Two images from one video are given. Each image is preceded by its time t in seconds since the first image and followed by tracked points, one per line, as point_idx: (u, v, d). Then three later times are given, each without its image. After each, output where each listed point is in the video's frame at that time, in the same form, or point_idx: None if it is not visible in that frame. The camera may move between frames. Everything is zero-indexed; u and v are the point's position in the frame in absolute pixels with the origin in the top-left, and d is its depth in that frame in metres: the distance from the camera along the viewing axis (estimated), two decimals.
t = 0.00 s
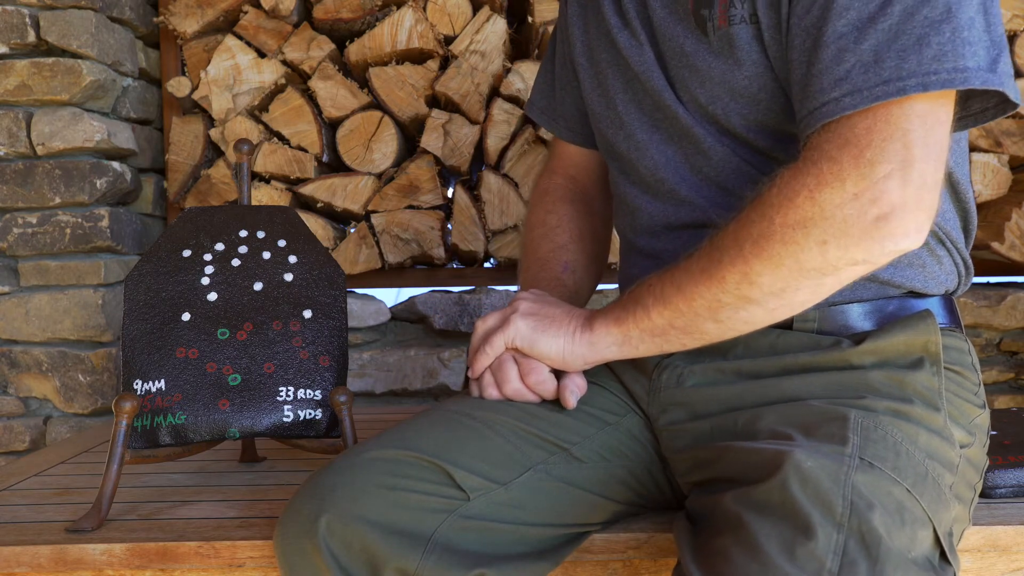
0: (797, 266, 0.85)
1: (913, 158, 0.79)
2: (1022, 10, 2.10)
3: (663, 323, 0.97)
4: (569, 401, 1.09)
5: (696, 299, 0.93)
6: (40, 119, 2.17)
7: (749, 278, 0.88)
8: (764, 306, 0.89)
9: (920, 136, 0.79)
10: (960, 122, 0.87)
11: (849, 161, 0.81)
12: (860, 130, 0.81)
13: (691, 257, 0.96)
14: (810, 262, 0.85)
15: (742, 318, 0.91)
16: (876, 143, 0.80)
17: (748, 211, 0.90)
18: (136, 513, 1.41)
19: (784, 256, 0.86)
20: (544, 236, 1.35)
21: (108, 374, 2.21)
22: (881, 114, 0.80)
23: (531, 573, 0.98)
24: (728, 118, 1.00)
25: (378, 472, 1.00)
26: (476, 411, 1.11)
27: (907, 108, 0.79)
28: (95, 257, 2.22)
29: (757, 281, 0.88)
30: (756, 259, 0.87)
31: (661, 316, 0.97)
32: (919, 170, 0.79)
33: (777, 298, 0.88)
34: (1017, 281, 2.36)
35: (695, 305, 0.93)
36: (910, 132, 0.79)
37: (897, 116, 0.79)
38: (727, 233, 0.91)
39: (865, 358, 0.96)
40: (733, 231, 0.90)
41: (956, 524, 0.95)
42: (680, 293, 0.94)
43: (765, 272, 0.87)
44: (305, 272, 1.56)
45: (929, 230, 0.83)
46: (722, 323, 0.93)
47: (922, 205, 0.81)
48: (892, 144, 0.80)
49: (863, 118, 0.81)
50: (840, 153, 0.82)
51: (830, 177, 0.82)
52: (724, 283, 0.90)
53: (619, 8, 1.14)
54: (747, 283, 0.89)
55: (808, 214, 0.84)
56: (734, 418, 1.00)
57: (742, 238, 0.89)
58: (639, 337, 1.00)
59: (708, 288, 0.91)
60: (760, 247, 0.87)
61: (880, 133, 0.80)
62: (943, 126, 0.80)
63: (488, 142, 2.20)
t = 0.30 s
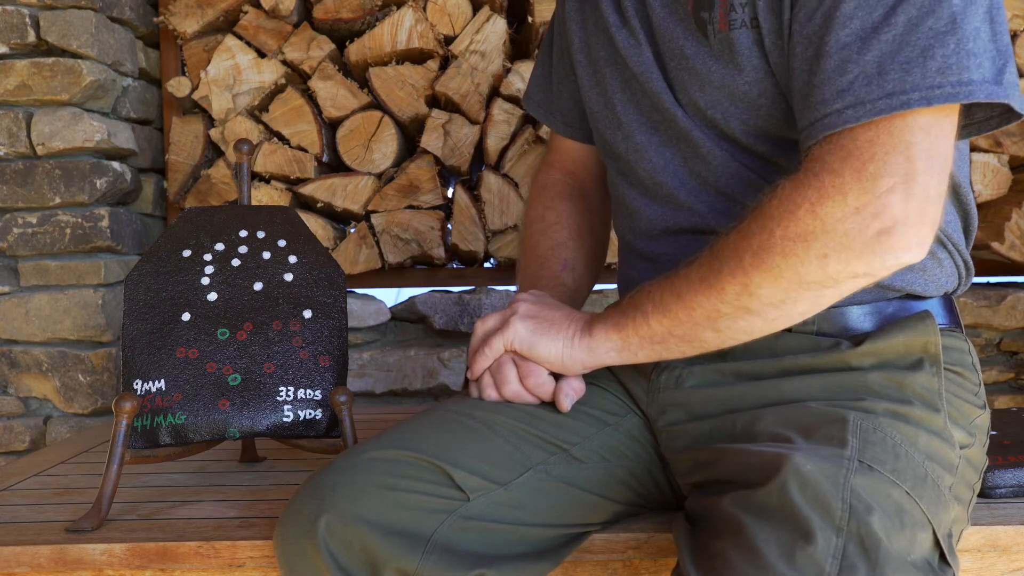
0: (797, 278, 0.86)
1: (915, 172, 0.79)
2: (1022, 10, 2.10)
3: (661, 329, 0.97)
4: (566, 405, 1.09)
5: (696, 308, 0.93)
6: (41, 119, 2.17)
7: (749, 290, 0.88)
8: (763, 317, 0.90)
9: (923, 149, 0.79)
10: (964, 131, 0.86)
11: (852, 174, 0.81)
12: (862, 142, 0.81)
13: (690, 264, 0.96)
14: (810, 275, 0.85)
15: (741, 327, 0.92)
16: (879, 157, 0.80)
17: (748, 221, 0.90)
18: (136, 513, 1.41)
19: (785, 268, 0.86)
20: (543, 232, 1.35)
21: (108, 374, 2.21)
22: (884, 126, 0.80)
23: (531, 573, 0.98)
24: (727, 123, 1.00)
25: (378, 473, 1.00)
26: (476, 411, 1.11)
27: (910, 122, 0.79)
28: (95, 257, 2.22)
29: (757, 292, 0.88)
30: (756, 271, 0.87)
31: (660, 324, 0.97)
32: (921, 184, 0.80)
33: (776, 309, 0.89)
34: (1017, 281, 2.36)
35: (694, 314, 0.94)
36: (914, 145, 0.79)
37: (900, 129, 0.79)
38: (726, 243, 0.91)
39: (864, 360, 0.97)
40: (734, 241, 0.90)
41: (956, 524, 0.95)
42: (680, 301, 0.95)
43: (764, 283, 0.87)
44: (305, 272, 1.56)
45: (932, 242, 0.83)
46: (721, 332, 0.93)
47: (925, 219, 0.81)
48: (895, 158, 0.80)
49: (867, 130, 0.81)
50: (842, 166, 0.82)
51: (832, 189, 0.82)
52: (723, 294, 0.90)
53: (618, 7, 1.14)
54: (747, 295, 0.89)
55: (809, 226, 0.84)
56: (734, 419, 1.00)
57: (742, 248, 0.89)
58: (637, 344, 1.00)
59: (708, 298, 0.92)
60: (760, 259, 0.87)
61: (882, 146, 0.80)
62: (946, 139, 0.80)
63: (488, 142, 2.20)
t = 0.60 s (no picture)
0: (799, 282, 0.86)
1: (920, 179, 0.79)
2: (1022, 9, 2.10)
3: (662, 332, 0.97)
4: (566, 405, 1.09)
5: (698, 311, 0.93)
6: (41, 119, 2.17)
7: (750, 294, 0.88)
8: (765, 320, 0.90)
9: (928, 155, 0.79)
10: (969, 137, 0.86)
11: (856, 180, 0.81)
12: (866, 147, 0.81)
13: (691, 268, 0.96)
14: (813, 280, 0.85)
15: (742, 331, 0.92)
16: (884, 162, 0.80)
17: (751, 225, 0.90)
18: (136, 513, 1.41)
19: (788, 273, 0.86)
20: (544, 230, 1.35)
21: (108, 374, 2.21)
22: (889, 132, 0.80)
23: (532, 573, 0.98)
24: (731, 125, 1.00)
25: (378, 473, 1.00)
26: (476, 411, 1.11)
27: (916, 128, 0.79)
28: (95, 257, 2.22)
29: (759, 297, 0.88)
30: (758, 275, 0.88)
31: (662, 326, 0.97)
32: (926, 190, 0.80)
33: (779, 313, 0.89)
34: (1017, 281, 2.36)
35: (695, 318, 0.94)
36: (919, 151, 0.79)
37: (906, 135, 0.79)
38: (727, 248, 0.92)
39: (865, 361, 0.97)
40: (736, 245, 0.90)
41: (956, 525, 0.95)
42: (682, 305, 0.95)
43: (766, 288, 0.88)
44: (305, 272, 1.56)
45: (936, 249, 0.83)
46: (722, 335, 0.93)
47: (928, 225, 0.81)
48: (900, 164, 0.80)
49: (872, 135, 0.81)
50: (846, 171, 0.82)
51: (836, 195, 0.82)
52: (725, 298, 0.90)
53: (620, 6, 1.14)
54: (749, 299, 0.89)
55: (812, 231, 0.84)
56: (734, 420, 1.00)
57: (744, 252, 0.89)
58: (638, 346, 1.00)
59: (709, 302, 0.92)
60: (763, 263, 0.87)
61: (887, 152, 0.80)
62: (952, 146, 0.80)
63: (488, 142, 2.20)
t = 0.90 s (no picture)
0: (805, 279, 0.86)
1: (926, 176, 0.79)
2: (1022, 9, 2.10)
3: (666, 326, 0.97)
4: (564, 402, 1.09)
5: (702, 306, 0.93)
6: (41, 119, 2.17)
7: (755, 289, 0.89)
8: (769, 316, 0.90)
9: (934, 152, 0.79)
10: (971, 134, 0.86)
11: (862, 177, 0.81)
12: (872, 145, 0.81)
13: (699, 261, 0.96)
14: (818, 276, 0.85)
15: (746, 327, 0.92)
16: (890, 159, 0.80)
17: (756, 222, 0.90)
18: (136, 513, 1.41)
19: (794, 270, 0.86)
20: (546, 231, 1.35)
21: (108, 374, 2.21)
22: (895, 129, 0.79)
23: (532, 573, 0.98)
24: (732, 126, 1.00)
25: (379, 473, 1.00)
26: (476, 411, 1.11)
27: (921, 126, 0.79)
28: (95, 257, 2.22)
29: (763, 293, 0.88)
30: (763, 272, 0.88)
31: (665, 321, 0.97)
32: (931, 188, 0.79)
33: (783, 310, 0.89)
34: (1017, 281, 2.36)
35: (698, 313, 0.94)
36: (925, 149, 0.79)
37: (911, 133, 0.79)
38: (735, 241, 0.91)
39: (865, 360, 0.97)
40: (741, 240, 0.90)
41: (956, 525, 0.95)
42: (686, 300, 0.95)
43: (771, 284, 0.88)
44: (305, 272, 1.56)
45: (942, 247, 0.83)
46: (726, 331, 0.93)
47: (934, 223, 0.81)
48: (906, 162, 0.79)
49: (878, 132, 0.80)
50: (852, 168, 0.82)
51: (843, 192, 0.82)
52: (730, 293, 0.91)
53: (621, 6, 1.14)
54: (753, 295, 0.89)
55: (818, 228, 0.84)
56: (734, 420, 1.00)
57: (749, 250, 0.89)
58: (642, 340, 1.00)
59: (714, 297, 0.92)
60: (769, 260, 0.87)
61: (894, 148, 0.80)
62: (955, 144, 0.80)
63: (488, 142, 2.20)
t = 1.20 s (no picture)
0: (678, 253, 0.82)
1: (810, 167, 0.75)
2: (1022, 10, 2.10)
3: (548, 283, 0.92)
4: (562, 395, 1.09)
5: (580, 269, 0.89)
6: (41, 119, 2.17)
7: (630, 258, 0.85)
8: (640, 284, 0.86)
9: (827, 146, 0.75)
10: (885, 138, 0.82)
11: (750, 157, 0.77)
12: (770, 130, 0.76)
13: (582, 209, 0.90)
14: (690, 250, 0.82)
15: (620, 293, 0.88)
16: (781, 145, 0.75)
17: (645, 182, 0.85)
18: (136, 513, 1.41)
19: (669, 242, 0.82)
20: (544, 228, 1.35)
21: (108, 374, 2.21)
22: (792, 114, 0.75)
23: (532, 573, 0.98)
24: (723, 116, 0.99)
25: (379, 473, 1.00)
26: (476, 411, 1.11)
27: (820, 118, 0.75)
28: (95, 257, 2.22)
29: (638, 261, 0.85)
30: (640, 239, 0.84)
31: (544, 275, 0.91)
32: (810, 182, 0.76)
33: (655, 279, 0.85)
34: (1017, 281, 2.36)
35: (577, 277, 0.89)
36: (815, 140, 0.75)
37: (810, 121, 0.75)
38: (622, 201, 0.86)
39: (864, 359, 0.96)
40: (626, 200, 0.85)
41: (955, 524, 0.95)
42: (564, 261, 0.90)
43: (646, 253, 0.84)
44: (305, 272, 1.56)
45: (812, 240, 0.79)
46: (602, 292, 0.89)
47: (805, 215, 0.77)
48: (796, 151, 0.75)
49: (777, 115, 0.76)
50: (744, 145, 0.77)
51: (728, 168, 0.78)
52: (605, 258, 0.86)
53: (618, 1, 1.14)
54: (627, 263, 0.85)
55: (696, 201, 0.80)
56: (734, 420, 1.00)
57: (630, 216, 0.84)
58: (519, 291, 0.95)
59: (590, 258, 0.87)
60: (649, 229, 0.83)
61: (790, 133, 0.75)
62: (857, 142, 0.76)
63: (488, 142, 2.20)
